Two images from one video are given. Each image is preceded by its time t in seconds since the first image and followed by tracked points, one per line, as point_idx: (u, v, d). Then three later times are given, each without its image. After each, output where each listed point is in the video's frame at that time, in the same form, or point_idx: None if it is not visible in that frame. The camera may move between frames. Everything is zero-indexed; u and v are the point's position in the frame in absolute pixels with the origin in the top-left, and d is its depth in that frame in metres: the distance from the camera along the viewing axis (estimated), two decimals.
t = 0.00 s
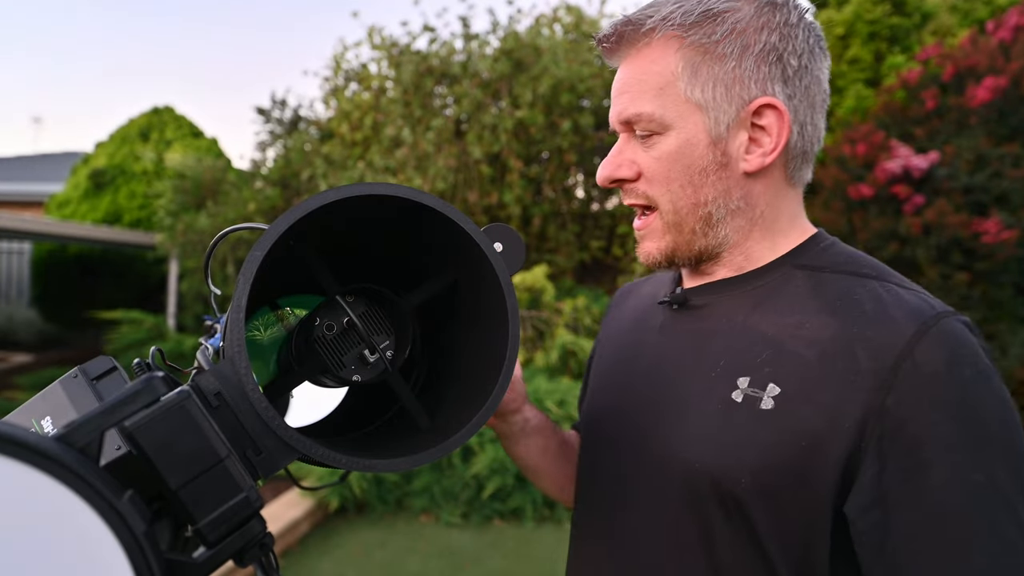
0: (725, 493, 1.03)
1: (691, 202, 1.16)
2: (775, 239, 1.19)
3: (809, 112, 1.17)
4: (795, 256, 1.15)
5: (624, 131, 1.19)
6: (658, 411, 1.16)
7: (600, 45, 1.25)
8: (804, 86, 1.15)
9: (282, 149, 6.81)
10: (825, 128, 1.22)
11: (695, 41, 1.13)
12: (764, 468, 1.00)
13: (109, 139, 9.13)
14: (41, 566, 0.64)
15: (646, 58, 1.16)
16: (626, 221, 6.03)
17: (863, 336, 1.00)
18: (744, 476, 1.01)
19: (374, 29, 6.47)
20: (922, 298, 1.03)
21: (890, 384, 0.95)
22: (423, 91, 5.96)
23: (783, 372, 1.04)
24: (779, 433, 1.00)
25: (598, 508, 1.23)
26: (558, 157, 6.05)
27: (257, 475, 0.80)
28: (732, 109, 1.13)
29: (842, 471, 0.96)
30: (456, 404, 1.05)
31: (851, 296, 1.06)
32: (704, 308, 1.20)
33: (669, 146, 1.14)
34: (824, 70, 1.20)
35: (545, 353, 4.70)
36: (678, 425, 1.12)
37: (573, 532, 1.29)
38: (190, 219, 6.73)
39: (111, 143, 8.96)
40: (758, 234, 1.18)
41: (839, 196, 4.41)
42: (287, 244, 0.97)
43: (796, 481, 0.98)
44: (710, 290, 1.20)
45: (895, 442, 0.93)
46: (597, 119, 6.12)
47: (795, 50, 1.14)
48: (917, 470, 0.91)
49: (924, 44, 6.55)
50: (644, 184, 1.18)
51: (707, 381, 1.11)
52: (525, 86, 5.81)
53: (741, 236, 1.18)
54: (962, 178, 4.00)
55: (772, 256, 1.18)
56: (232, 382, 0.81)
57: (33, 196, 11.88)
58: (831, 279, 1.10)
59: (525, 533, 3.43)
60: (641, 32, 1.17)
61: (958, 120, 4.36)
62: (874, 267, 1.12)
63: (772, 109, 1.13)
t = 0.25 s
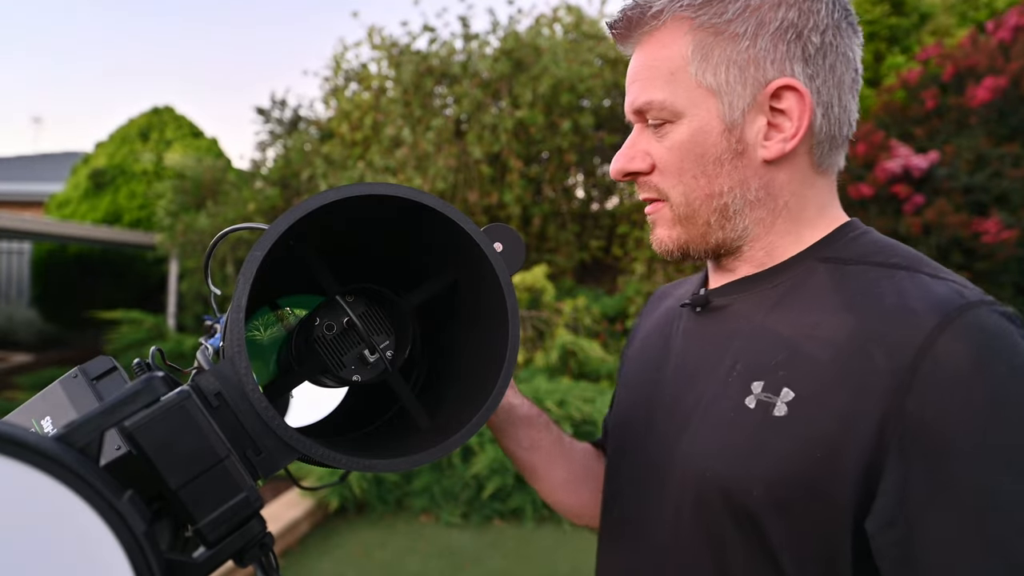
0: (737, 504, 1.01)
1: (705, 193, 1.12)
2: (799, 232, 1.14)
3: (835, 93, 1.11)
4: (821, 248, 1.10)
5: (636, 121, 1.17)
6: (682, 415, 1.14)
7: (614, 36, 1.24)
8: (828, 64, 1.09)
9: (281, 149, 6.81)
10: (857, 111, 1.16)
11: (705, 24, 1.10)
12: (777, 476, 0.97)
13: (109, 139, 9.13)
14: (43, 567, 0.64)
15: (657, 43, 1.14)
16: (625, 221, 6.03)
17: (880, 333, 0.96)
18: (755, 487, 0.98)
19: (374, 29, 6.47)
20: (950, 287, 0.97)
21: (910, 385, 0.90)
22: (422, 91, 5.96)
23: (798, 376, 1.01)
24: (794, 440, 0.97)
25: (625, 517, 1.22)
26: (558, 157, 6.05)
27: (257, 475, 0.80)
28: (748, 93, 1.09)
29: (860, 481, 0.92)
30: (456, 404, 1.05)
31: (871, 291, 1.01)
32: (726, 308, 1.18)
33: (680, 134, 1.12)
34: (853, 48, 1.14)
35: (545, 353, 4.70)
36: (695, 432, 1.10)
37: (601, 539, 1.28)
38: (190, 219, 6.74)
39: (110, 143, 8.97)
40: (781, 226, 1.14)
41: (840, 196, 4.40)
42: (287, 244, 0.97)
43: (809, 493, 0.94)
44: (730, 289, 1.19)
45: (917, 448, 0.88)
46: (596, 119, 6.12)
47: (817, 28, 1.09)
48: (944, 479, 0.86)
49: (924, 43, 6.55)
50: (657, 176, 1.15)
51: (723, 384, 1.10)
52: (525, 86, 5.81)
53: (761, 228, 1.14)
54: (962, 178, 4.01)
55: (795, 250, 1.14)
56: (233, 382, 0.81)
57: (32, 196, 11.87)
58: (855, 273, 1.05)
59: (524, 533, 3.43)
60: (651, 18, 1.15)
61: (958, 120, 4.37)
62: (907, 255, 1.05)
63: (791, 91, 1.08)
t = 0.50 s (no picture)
0: (750, 523, 0.96)
1: (718, 199, 1.09)
2: (819, 236, 1.09)
3: (855, 89, 1.06)
4: (843, 249, 1.05)
5: (646, 126, 1.14)
6: (696, 428, 1.10)
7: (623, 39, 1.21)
8: (846, 59, 1.04)
9: (281, 149, 6.81)
10: (880, 108, 1.10)
11: (714, 23, 1.07)
12: (792, 492, 0.92)
13: (109, 139, 9.13)
14: (43, 567, 0.64)
15: (667, 45, 1.11)
16: (625, 221, 6.03)
17: (898, 337, 0.91)
18: (769, 504, 0.94)
19: (374, 29, 6.47)
20: (974, 287, 0.92)
21: (929, 394, 0.86)
22: (422, 91, 5.97)
23: (814, 387, 0.96)
24: (809, 455, 0.92)
25: (643, 533, 1.18)
26: (558, 157, 6.05)
27: (257, 475, 0.80)
28: (760, 93, 1.05)
29: (879, 497, 0.87)
30: (456, 405, 1.04)
31: (889, 294, 0.96)
32: (743, 317, 1.13)
33: (691, 139, 1.08)
34: (875, 43, 1.09)
35: (545, 353, 4.70)
36: (708, 447, 1.05)
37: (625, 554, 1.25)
38: (190, 219, 6.74)
39: (111, 143, 8.97)
40: (799, 231, 1.09)
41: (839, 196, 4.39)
42: (287, 244, 0.97)
43: (825, 509, 0.90)
44: (748, 296, 1.14)
45: (939, 460, 0.83)
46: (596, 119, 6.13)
47: (833, 22, 1.04)
48: (970, 495, 0.81)
49: (923, 43, 6.55)
50: (668, 181, 1.12)
51: (737, 396, 1.05)
52: (526, 86, 5.82)
53: (778, 234, 1.09)
54: (962, 178, 4.01)
55: (815, 253, 1.09)
56: (232, 382, 0.81)
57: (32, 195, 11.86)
58: (875, 275, 1.00)
59: (524, 534, 3.43)
60: (659, 19, 1.12)
61: (957, 120, 4.37)
62: (932, 254, 1.00)
63: (807, 90, 1.04)
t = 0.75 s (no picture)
0: (764, 526, 0.94)
1: (737, 188, 1.07)
2: (840, 231, 1.06)
3: (884, 81, 1.03)
4: (862, 246, 1.03)
5: (667, 112, 1.13)
6: (707, 431, 1.08)
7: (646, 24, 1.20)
8: (877, 48, 1.02)
9: (281, 149, 6.81)
10: (908, 103, 1.08)
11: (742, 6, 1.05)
12: (807, 494, 0.90)
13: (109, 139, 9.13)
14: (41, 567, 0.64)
15: (691, 28, 1.09)
16: (625, 220, 6.04)
17: (922, 336, 0.90)
18: (784, 509, 0.92)
19: (374, 29, 6.48)
20: (999, 286, 0.90)
21: (956, 396, 0.84)
22: (422, 91, 5.97)
23: (833, 388, 0.94)
24: (829, 457, 0.90)
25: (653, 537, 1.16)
26: (558, 157, 6.06)
27: (257, 475, 0.80)
28: (786, 80, 1.02)
29: (902, 502, 0.85)
30: (456, 405, 1.04)
31: (911, 293, 0.94)
32: (759, 316, 1.11)
33: (712, 125, 1.07)
34: (906, 35, 1.06)
35: (546, 353, 4.70)
36: (722, 449, 1.03)
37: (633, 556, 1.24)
38: (190, 219, 6.74)
39: (111, 143, 8.98)
40: (819, 225, 1.06)
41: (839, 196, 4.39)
42: (287, 244, 0.97)
43: (842, 513, 0.88)
44: (763, 295, 1.12)
45: (963, 463, 0.81)
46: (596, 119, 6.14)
47: (865, 10, 1.01)
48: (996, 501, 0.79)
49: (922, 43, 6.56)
50: (687, 168, 1.10)
51: (753, 397, 1.03)
52: (525, 86, 5.82)
53: (798, 226, 1.07)
54: (961, 178, 4.01)
55: (835, 250, 1.06)
56: (232, 382, 0.81)
57: (32, 196, 11.87)
58: (896, 273, 0.98)
59: (524, 534, 3.43)
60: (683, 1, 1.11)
61: (957, 120, 4.38)
62: (957, 251, 0.98)
63: (836, 78, 1.01)
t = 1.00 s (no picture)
0: (790, 534, 0.91)
1: (815, 171, 0.97)
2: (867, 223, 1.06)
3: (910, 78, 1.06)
4: (877, 244, 1.03)
5: (726, 84, 1.01)
6: (708, 434, 1.06)
7: None
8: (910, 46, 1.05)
9: (282, 149, 6.82)
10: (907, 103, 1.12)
11: None
12: (841, 503, 0.88)
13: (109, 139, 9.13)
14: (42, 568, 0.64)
15: None
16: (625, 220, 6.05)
17: (949, 337, 0.88)
18: (812, 519, 0.89)
19: (374, 29, 6.49)
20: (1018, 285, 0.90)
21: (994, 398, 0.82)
22: (423, 91, 5.98)
23: (856, 392, 0.92)
24: (856, 461, 0.88)
25: (650, 536, 1.14)
26: (558, 157, 6.07)
27: (258, 475, 0.80)
28: (862, 62, 0.98)
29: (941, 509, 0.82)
30: (456, 405, 1.05)
31: (929, 293, 0.94)
32: (760, 315, 1.11)
33: (795, 99, 0.96)
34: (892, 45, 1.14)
35: (546, 353, 4.70)
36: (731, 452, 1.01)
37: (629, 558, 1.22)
38: (191, 219, 6.74)
39: (111, 144, 8.99)
40: (858, 216, 1.05)
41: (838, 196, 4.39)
42: (287, 244, 0.97)
43: (873, 519, 0.86)
44: (763, 296, 1.12)
45: (1002, 468, 0.79)
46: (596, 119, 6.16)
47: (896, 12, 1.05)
48: None
49: (921, 43, 6.58)
50: (760, 146, 0.98)
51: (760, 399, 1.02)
52: (525, 86, 5.83)
53: (845, 217, 1.04)
54: (961, 178, 4.02)
55: (855, 243, 1.05)
56: (233, 382, 0.82)
57: (32, 196, 11.87)
58: (914, 272, 0.98)
59: (524, 534, 3.43)
60: None
61: (956, 120, 4.39)
62: (965, 253, 0.98)
63: (893, 67, 1.01)
